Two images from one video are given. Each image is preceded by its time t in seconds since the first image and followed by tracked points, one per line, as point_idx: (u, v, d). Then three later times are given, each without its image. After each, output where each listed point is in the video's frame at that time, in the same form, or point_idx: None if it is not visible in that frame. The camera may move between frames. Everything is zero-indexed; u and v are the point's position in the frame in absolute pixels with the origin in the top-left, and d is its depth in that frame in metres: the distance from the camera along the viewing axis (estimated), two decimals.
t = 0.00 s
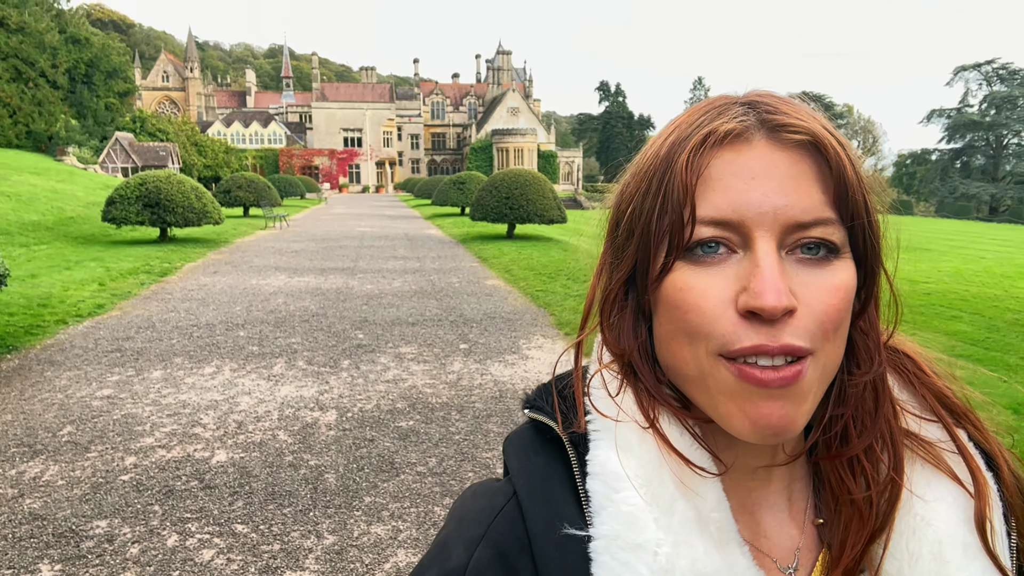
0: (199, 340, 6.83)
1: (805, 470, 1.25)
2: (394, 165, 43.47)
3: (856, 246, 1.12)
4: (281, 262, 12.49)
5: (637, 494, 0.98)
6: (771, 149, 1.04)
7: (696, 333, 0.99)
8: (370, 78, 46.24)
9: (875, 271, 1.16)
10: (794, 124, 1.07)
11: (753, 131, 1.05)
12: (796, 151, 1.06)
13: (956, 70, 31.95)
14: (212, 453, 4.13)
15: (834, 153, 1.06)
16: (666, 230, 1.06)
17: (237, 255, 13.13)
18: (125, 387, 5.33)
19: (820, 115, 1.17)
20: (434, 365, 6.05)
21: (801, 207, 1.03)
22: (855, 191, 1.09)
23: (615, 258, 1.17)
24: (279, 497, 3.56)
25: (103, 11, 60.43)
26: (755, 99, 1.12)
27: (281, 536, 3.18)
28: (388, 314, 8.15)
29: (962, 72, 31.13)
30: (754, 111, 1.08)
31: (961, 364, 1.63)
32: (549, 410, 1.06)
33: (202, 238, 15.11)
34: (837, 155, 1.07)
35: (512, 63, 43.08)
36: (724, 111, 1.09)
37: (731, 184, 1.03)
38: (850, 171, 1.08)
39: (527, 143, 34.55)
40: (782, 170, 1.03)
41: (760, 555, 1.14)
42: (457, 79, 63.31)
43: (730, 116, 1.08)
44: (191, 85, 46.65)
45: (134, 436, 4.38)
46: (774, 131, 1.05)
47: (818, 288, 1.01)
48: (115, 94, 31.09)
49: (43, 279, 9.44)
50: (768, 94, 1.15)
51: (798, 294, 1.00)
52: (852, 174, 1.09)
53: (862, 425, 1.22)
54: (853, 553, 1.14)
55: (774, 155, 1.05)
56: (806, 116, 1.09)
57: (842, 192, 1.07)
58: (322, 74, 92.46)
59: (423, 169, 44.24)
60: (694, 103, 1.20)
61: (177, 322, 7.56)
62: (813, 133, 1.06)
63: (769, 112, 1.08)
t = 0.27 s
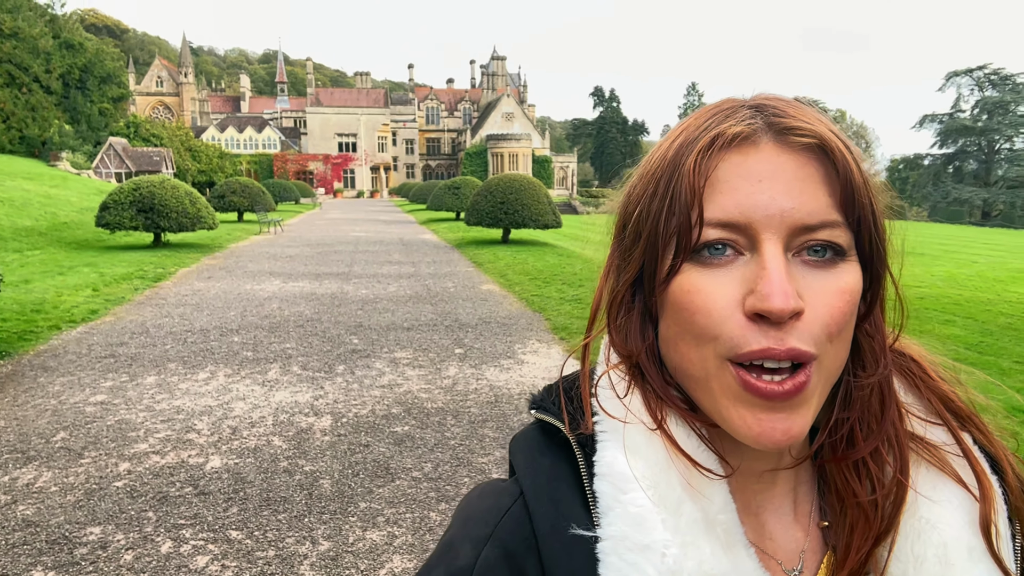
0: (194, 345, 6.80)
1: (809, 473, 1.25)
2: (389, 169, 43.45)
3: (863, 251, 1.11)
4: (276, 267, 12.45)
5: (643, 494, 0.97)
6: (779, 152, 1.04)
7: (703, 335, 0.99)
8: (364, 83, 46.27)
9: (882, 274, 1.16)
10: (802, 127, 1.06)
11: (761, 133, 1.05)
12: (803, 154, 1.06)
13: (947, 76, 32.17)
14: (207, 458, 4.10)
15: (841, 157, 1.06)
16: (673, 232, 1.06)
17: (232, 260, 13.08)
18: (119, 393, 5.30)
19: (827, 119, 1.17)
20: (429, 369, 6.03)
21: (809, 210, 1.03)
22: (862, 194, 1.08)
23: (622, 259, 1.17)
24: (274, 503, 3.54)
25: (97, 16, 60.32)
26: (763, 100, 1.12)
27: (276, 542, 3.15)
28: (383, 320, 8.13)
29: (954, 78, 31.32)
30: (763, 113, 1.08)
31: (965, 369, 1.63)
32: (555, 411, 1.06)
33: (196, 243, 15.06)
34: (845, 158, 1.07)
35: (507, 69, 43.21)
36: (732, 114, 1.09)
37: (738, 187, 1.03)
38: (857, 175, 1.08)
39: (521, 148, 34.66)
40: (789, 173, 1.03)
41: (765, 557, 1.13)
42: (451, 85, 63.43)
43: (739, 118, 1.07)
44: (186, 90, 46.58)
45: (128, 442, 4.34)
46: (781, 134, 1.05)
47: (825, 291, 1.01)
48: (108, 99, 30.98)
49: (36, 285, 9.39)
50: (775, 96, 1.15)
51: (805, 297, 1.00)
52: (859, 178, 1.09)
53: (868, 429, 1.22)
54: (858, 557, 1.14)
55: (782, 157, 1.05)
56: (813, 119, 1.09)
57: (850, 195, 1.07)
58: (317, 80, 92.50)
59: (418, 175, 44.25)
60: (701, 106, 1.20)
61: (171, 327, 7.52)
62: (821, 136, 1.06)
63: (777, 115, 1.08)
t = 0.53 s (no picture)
0: (190, 348, 6.76)
1: (808, 477, 1.22)
2: (387, 172, 43.44)
3: (864, 252, 1.09)
4: (274, 269, 12.42)
5: (640, 497, 0.95)
6: (779, 153, 1.02)
7: (701, 338, 0.97)
8: (363, 86, 46.23)
9: (881, 278, 1.14)
10: (802, 128, 1.04)
11: (760, 133, 1.03)
12: (803, 156, 1.03)
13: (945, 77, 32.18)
14: (203, 462, 4.07)
15: (842, 158, 1.04)
16: (671, 233, 1.03)
17: (229, 263, 13.05)
18: (115, 396, 5.26)
19: (827, 120, 1.15)
20: (427, 372, 6.01)
21: (808, 212, 1.01)
22: (862, 197, 1.06)
23: (620, 260, 1.14)
24: (271, 506, 3.51)
25: (95, 19, 60.36)
26: (762, 100, 1.10)
27: (272, 546, 3.12)
28: (381, 322, 8.10)
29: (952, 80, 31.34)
30: (763, 113, 1.06)
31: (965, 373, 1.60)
32: (552, 412, 1.03)
33: (194, 245, 15.02)
34: (845, 159, 1.04)
35: (505, 71, 43.25)
36: (731, 114, 1.07)
37: (737, 188, 1.01)
38: (857, 176, 1.06)
39: (520, 150, 34.68)
40: (789, 174, 1.01)
41: (763, 560, 1.11)
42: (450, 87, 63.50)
43: (737, 119, 1.05)
44: (183, 92, 46.53)
45: (124, 445, 4.31)
46: (781, 135, 1.03)
47: (822, 294, 0.99)
48: (106, 102, 30.92)
49: (33, 287, 9.35)
50: (775, 95, 1.12)
51: (804, 300, 0.97)
52: (859, 181, 1.06)
53: (866, 431, 1.19)
54: (856, 559, 1.12)
55: (781, 157, 1.03)
56: (813, 120, 1.07)
57: (848, 198, 1.05)
58: (315, 83, 92.55)
59: (416, 177, 44.23)
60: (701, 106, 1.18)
61: (168, 330, 7.49)
62: (821, 138, 1.04)
63: (777, 116, 1.05)
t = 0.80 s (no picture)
0: (191, 353, 6.77)
1: (799, 470, 1.22)
2: (388, 177, 43.51)
3: (852, 245, 1.09)
4: (275, 275, 12.43)
5: (631, 490, 0.95)
6: (767, 145, 1.03)
7: (689, 327, 0.97)
8: (364, 92, 46.35)
9: (870, 269, 1.14)
10: (790, 120, 1.05)
11: (748, 126, 1.04)
12: (791, 147, 1.04)
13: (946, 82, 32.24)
14: (203, 466, 4.07)
15: (829, 150, 1.05)
16: (661, 225, 1.04)
17: (231, 269, 13.06)
18: (116, 402, 5.27)
19: (817, 114, 1.16)
20: (427, 377, 6.00)
21: (797, 202, 1.02)
22: (849, 187, 1.07)
23: (612, 252, 1.15)
24: (270, 511, 3.51)
25: (98, 27, 60.63)
26: (751, 94, 1.11)
27: (271, 550, 3.12)
28: (381, 327, 8.10)
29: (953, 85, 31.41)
30: (752, 106, 1.07)
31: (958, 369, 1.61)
32: (544, 408, 1.03)
33: (195, 251, 15.04)
34: (832, 151, 1.05)
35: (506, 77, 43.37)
36: (721, 107, 1.08)
37: (725, 178, 1.01)
38: (845, 167, 1.06)
39: (521, 156, 34.74)
40: (776, 165, 1.02)
41: (754, 553, 1.11)
42: (450, 93, 63.63)
43: (726, 112, 1.06)
44: (185, 99, 46.67)
45: (124, 450, 4.31)
46: (768, 127, 1.04)
47: (810, 284, 0.99)
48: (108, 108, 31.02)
49: (35, 293, 9.36)
50: (764, 89, 1.13)
51: (791, 289, 0.98)
52: (847, 172, 1.07)
53: (858, 424, 1.19)
54: (846, 552, 1.12)
55: (770, 148, 1.03)
56: (803, 113, 1.08)
57: (836, 189, 1.06)
58: (316, 89, 92.78)
59: (417, 182, 44.30)
60: (692, 101, 1.19)
61: (169, 335, 7.49)
62: (808, 130, 1.05)
63: (764, 109, 1.06)
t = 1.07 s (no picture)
0: (188, 357, 6.76)
1: (799, 470, 1.23)
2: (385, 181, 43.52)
3: (850, 243, 1.10)
4: (272, 278, 12.41)
5: (632, 492, 0.95)
6: (766, 142, 1.03)
7: (689, 323, 0.98)
8: (361, 95, 46.40)
9: (868, 268, 1.15)
10: (789, 119, 1.06)
11: (747, 124, 1.05)
12: (790, 145, 1.05)
13: (942, 85, 32.43)
14: (200, 470, 4.06)
15: (827, 148, 1.05)
16: (661, 221, 1.05)
17: (228, 272, 13.05)
18: (112, 406, 5.25)
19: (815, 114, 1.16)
20: (425, 380, 6.00)
21: (794, 200, 1.02)
22: (847, 185, 1.07)
23: (613, 251, 1.15)
24: (268, 515, 3.50)
25: (94, 30, 60.60)
26: (751, 94, 1.11)
27: (268, 554, 3.11)
28: (379, 330, 8.10)
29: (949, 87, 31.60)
30: (750, 105, 1.07)
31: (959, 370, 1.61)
32: (546, 408, 1.04)
33: (191, 255, 15.01)
34: (830, 149, 1.06)
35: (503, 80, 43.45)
36: (720, 107, 1.08)
37: (724, 176, 1.02)
38: (842, 166, 1.07)
39: (518, 159, 34.80)
40: (775, 162, 1.02)
41: (754, 553, 1.11)
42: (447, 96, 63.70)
43: (724, 111, 1.07)
44: (182, 102, 46.65)
45: (121, 454, 4.30)
46: (767, 125, 1.05)
47: (808, 280, 0.99)
48: (105, 112, 30.99)
49: (31, 297, 9.34)
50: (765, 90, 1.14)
51: (789, 286, 0.98)
52: (844, 170, 1.08)
53: (857, 424, 1.20)
54: (845, 553, 1.12)
55: (767, 147, 1.04)
56: (801, 112, 1.08)
57: (834, 187, 1.06)
58: (313, 92, 92.82)
59: (414, 185, 44.32)
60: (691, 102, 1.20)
61: (166, 339, 7.48)
62: (807, 128, 1.06)
63: (764, 107, 1.07)
